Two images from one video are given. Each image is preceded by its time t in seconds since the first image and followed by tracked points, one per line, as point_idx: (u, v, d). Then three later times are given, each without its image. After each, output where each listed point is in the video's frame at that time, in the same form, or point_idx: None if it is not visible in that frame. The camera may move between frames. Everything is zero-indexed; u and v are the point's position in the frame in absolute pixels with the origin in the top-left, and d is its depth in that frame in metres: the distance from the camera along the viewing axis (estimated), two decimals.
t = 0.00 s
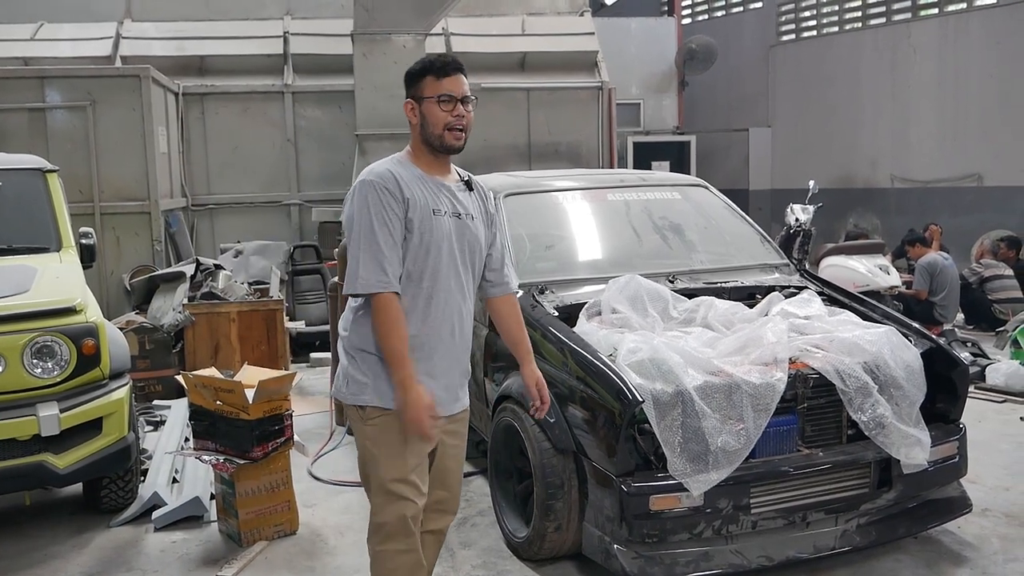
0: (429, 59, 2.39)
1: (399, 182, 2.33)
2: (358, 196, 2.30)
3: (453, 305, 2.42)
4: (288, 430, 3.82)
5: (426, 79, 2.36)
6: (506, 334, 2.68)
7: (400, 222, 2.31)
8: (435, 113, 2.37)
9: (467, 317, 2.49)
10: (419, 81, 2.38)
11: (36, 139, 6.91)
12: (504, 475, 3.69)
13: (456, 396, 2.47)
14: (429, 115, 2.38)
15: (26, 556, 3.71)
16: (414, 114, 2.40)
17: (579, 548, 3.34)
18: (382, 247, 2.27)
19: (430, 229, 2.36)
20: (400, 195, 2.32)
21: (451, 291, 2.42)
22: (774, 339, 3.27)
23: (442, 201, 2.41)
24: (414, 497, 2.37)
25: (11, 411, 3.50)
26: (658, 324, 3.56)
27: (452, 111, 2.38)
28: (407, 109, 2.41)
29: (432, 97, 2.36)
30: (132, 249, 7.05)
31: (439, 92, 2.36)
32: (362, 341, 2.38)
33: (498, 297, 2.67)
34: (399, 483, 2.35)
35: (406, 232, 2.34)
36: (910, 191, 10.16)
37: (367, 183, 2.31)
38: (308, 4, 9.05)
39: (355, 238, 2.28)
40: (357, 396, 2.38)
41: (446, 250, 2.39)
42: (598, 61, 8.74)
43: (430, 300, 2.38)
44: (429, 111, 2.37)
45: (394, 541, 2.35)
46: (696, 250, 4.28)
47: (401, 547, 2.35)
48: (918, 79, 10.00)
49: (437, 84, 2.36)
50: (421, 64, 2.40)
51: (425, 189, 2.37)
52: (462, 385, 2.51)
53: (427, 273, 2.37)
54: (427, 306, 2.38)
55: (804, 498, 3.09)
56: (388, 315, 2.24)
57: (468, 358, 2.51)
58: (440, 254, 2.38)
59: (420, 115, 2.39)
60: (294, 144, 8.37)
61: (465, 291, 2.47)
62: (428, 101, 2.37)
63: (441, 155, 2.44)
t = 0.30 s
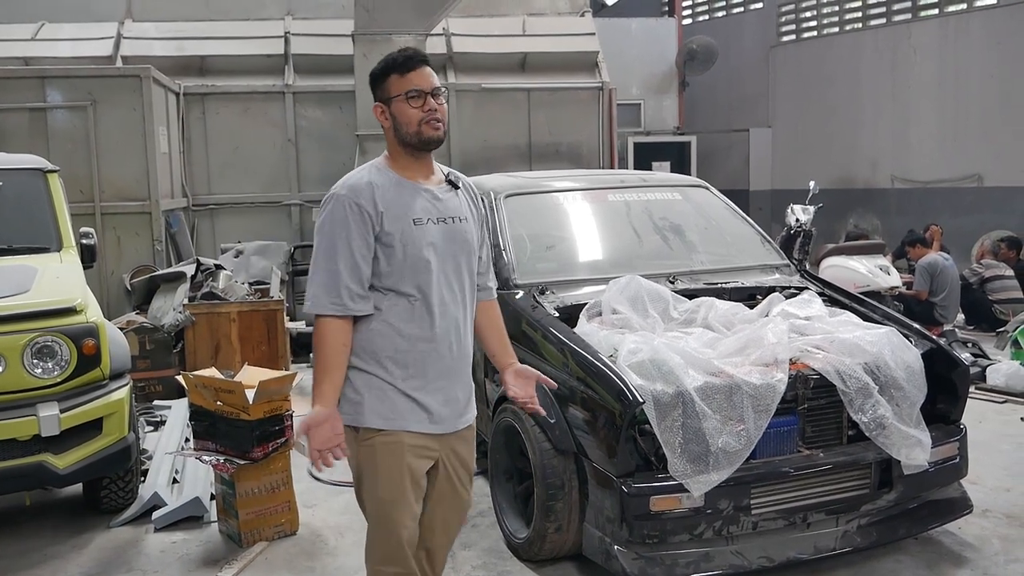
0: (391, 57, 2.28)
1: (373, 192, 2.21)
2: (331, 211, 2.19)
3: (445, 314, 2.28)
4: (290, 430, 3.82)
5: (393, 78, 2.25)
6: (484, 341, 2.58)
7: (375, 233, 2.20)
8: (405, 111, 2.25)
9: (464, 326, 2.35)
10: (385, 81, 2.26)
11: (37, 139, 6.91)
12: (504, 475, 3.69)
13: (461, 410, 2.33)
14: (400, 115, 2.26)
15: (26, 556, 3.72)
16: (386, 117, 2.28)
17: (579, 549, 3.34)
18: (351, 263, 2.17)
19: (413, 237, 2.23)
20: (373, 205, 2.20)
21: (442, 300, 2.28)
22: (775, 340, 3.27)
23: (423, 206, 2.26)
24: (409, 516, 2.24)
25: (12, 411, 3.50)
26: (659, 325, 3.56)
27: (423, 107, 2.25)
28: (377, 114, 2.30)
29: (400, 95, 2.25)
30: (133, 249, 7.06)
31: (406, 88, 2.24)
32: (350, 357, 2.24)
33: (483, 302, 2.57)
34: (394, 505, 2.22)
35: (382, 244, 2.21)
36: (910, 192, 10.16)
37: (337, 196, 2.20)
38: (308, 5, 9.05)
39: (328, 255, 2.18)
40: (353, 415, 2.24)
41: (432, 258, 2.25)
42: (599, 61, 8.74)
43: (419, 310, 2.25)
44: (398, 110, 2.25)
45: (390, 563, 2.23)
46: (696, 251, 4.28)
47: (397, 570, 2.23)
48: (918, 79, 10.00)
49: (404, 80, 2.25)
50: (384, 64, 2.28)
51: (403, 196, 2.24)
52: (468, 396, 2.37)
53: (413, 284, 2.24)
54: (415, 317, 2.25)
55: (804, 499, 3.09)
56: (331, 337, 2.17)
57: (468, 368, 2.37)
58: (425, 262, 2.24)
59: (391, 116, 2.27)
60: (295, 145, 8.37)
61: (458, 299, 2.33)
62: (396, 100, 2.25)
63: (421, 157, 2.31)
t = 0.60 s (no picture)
0: (375, 51, 2.25)
1: (355, 195, 2.14)
2: (310, 215, 2.12)
3: (431, 322, 2.21)
4: (287, 430, 3.81)
5: (377, 70, 2.21)
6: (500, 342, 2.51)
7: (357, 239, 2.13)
8: (390, 105, 2.21)
9: (453, 333, 2.27)
10: (369, 76, 2.23)
11: (35, 139, 6.91)
12: (502, 476, 3.69)
13: (451, 418, 2.25)
14: (385, 111, 2.22)
15: (24, 557, 3.71)
16: (371, 113, 2.24)
17: (577, 549, 3.35)
18: (333, 268, 2.09)
19: (396, 242, 2.16)
20: (354, 210, 2.13)
21: (429, 307, 2.21)
22: (772, 340, 3.28)
23: (408, 209, 2.18)
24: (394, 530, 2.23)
25: (9, 412, 3.50)
26: (656, 326, 3.56)
27: (408, 99, 2.21)
28: (363, 110, 2.26)
29: (384, 86, 2.21)
30: (131, 249, 7.05)
31: (391, 81, 2.21)
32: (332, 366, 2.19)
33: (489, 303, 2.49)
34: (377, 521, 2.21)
35: (365, 249, 2.15)
36: (907, 193, 10.18)
37: (318, 200, 2.13)
38: (307, 5, 9.05)
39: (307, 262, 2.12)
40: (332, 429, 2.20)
41: (418, 264, 2.18)
42: (597, 62, 8.75)
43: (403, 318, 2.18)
44: (383, 103, 2.21)
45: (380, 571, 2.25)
46: (694, 252, 4.28)
47: None
48: (917, 80, 10.01)
49: (389, 72, 2.21)
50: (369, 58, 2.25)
51: (387, 200, 2.17)
52: (461, 404, 2.29)
53: (397, 291, 2.17)
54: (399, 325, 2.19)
55: (802, 499, 3.09)
56: (315, 341, 2.09)
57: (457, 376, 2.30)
58: (410, 268, 2.17)
59: (376, 112, 2.23)
60: (293, 145, 8.37)
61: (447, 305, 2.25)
62: (380, 93, 2.21)
63: (409, 155, 2.25)
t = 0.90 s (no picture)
0: (386, 51, 2.10)
1: (371, 201, 2.01)
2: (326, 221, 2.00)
3: (443, 336, 2.09)
4: (282, 429, 3.80)
5: (389, 72, 2.07)
6: (493, 359, 2.30)
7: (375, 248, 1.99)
8: (403, 108, 2.06)
9: (468, 348, 2.14)
10: (380, 78, 2.09)
11: (29, 136, 6.89)
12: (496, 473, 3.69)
13: (449, 434, 2.09)
14: (398, 114, 2.07)
15: (17, 555, 3.70)
16: (385, 117, 2.10)
17: (572, 546, 3.35)
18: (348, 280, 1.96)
19: (412, 251, 2.03)
20: (370, 217, 1.99)
21: (442, 321, 2.08)
22: (767, 339, 3.27)
23: (425, 218, 2.05)
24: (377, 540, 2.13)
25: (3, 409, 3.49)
26: (651, 324, 3.56)
27: (422, 101, 2.06)
28: (376, 115, 2.12)
29: (395, 89, 2.07)
30: (126, 247, 7.03)
31: (403, 83, 2.06)
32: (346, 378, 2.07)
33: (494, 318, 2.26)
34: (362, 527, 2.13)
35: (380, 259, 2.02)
36: (903, 191, 10.19)
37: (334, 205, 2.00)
38: (302, 2, 9.03)
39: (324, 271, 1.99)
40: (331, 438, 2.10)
41: (433, 275, 2.05)
42: (593, 60, 8.74)
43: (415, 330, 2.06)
44: (396, 107, 2.07)
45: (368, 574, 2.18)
46: (689, 250, 4.28)
47: None
48: (912, 79, 10.02)
49: (401, 73, 2.07)
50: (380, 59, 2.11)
51: (404, 207, 2.04)
52: (460, 418, 2.12)
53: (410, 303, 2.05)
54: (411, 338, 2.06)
55: (797, 497, 3.10)
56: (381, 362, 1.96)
57: (470, 394, 2.17)
58: (424, 279, 2.04)
59: (389, 116, 2.08)
60: (289, 142, 8.36)
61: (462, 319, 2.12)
62: (393, 97, 2.07)
63: (428, 160, 2.11)
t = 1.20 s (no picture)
0: (435, 34, 2.03)
1: (399, 190, 1.97)
2: (353, 206, 1.98)
3: (469, 338, 2.01)
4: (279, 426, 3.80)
5: (436, 56, 2.01)
6: (540, 372, 2.19)
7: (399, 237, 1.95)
8: (447, 95, 2.00)
9: (498, 353, 2.05)
10: (426, 62, 2.02)
11: (25, 135, 6.87)
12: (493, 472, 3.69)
13: (474, 445, 2.02)
14: (441, 102, 2.01)
15: (14, 554, 3.70)
16: (427, 101, 2.04)
17: (569, 545, 3.35)
18: (372, 268, 1.92)
19: (438, 245, 1.97)
20: (396, 205, 1.95)
21: (468, 320, 2.01)
22: (764, 337, 3.27)
23: (455, 210, 1.99)
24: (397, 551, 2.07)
25: None
26: (649, 322, 3.55)
27: (467, 90, 2.00)
28: (419, 98, 2.06)
29: (442, 75, 2.00)
30: (122, 246, 7.01)
31: (450, 69, 2.00)
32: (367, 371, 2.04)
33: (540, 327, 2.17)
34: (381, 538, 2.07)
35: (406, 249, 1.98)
36: (899, 190, 10.21)
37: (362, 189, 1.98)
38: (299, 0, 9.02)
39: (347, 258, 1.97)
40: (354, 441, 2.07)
41: (459, 271, 1.99)
42: (589, 59, 8.74)
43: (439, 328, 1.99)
44: (440, 93, 2.01)
45: None
46: (687, 248, 4.28)
47: None
48: (909, 78, 10.03)
49: (448, 58, 2.00)
50: (429, 41, 2.04)
51: (434, 198, 1.99)
52: (488, 430, 2.05)
53: (435, 300, 1.98)
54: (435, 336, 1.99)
55: (794, 496, 3.10)
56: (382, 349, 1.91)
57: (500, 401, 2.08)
58: (450, 275, 1.98)
59: (432, 101, 2.02)
60: (286, 141, 8.35)
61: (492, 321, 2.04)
62: (438, 83, 2.01)
63: (467, 152, 2.05)
